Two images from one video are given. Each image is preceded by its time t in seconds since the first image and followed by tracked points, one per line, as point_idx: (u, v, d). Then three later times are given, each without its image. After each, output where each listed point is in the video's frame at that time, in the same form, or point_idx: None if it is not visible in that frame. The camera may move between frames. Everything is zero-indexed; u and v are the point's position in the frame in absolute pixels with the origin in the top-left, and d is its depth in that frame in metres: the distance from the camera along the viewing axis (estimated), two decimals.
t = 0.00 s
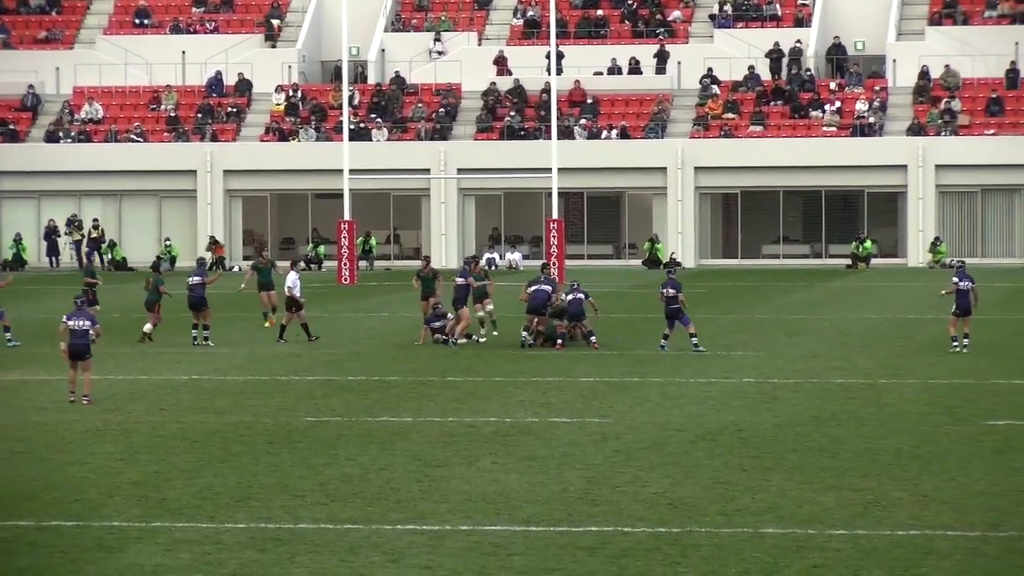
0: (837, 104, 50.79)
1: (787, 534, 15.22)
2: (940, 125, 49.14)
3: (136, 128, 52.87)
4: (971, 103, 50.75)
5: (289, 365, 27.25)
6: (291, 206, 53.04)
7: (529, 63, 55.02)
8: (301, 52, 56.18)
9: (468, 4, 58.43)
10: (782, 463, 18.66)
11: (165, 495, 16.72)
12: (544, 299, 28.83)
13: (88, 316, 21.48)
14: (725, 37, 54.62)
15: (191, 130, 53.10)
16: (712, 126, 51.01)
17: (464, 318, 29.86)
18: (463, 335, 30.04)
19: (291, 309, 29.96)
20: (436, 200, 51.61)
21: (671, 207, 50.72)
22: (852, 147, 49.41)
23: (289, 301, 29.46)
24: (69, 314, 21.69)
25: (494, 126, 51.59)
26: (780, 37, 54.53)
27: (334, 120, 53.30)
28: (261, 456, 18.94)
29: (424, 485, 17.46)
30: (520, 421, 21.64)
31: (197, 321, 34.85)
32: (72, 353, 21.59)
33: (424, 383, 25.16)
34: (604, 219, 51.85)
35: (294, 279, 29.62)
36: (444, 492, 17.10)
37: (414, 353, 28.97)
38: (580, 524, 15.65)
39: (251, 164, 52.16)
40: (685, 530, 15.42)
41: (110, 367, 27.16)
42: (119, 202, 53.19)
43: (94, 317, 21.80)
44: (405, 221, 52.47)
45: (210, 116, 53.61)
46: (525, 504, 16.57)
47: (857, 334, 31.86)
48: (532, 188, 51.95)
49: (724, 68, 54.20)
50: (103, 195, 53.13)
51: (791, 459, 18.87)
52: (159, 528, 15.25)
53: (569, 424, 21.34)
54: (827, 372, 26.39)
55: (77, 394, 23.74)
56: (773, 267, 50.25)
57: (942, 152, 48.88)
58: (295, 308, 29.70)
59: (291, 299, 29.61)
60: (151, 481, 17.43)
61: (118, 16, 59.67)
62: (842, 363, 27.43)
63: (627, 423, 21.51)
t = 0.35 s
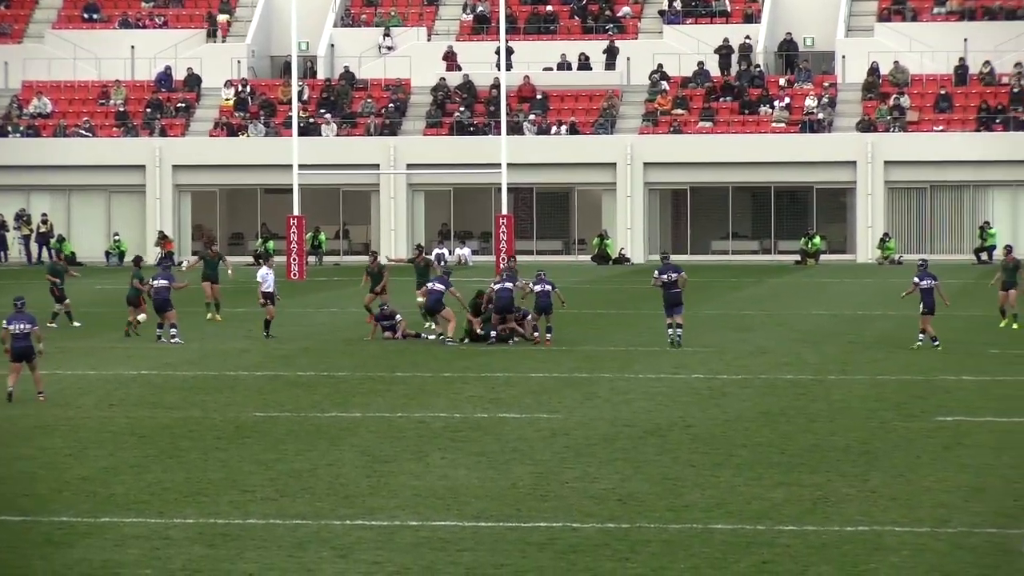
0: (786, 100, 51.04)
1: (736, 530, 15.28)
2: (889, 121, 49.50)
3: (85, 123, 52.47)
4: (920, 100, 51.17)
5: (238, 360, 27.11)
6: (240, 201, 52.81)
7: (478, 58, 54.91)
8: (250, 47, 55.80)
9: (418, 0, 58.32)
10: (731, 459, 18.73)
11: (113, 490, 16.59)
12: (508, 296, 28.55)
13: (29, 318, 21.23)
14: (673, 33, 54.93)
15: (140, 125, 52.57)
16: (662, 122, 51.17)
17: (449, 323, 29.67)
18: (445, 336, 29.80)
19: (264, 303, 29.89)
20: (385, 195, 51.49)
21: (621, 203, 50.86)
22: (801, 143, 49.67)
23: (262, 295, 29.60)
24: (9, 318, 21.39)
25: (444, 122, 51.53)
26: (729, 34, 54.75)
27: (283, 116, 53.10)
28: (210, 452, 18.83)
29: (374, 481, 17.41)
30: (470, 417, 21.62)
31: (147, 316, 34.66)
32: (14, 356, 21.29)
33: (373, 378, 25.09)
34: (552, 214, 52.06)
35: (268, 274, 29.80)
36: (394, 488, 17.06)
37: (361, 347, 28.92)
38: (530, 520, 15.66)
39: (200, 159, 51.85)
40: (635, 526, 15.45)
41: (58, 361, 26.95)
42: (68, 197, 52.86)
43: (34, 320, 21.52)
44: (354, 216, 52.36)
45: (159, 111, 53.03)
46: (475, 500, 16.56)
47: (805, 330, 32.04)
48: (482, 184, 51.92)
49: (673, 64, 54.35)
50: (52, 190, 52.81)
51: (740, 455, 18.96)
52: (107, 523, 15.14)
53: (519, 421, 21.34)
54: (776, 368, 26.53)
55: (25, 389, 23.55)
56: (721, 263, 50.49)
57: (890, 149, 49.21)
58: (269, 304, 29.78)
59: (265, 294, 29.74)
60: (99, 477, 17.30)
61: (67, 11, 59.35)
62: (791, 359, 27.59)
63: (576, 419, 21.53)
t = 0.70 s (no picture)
0: (746, 102, 51.21)
1: (698, 530, 15.30)
2: (849, 122, 49.77)
3: (46, 124, 52.18)
4: (881, 101, 51.44)
5: (199, 361, 26.97)
6: (201, 202, 52.48)
7: (438, 59, 54.80)
8: (211, 48, 55.64)
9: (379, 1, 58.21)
10: (693, 460, 18.76)
11: (74, 492, 16.47)
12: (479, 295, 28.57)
13: None
14: (635, 35, 54.91)
15: (101, 126, 52.54)
16: (623, 123, 51.23)
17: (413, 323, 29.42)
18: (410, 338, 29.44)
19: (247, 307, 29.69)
20: (347, 196, 51.36)
21: (582, 204, 50.91)
22: (762, 144, 49.83)
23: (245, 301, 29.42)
24: None
25: (405, 123, 51.44)
26: (690, 35, 54.89)
27: (244, 117, 52.93)
28: (171, 453, 18.73)
29: (335, 482, 17.35)
30: (431, 418, 21.59)
31: (108, 317, 34.49)
32: None
33: (335, 380, 25.03)
34: (514, 216, 52.01)
35: (249, 277, 29.63)
36: (355, 489, 17.00)
37: (322, 349, 28.81)
38: (492, 521, 15.62)
39: (162, 161, 51.59)
40: (597, 527, 15.44)
41: (18, 363, 26.79)
42: (29, 199, 52.54)
43: None
44: (315, 218, 52.20)
45: (120, 112, 52.96)
46: (437, 501, 16.52)
47: (766, 331, 32.15)
48: (444, 185, 51.85)
49: (633, 65, 54.33)
50: (13, 191, 52.50)
51: (701, 456, 18.99)
52: (68, 524, 15.03)
53: (480, 422, 21.31)
54: (738, 369, 26.60)
55: None
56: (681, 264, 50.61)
57: (851, 150, 49.41)
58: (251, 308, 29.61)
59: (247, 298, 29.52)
60: (60, 478, 17.18)
61: (27, 12, 59.09)
62: (752, 360, 27.68)
63: (538, 420, 21.52)
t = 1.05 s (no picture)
0: (731, 103, 51.28)
1: (683, 532, 15.31)
2: (834, 124, 49.81)
3: (30, 125, 52.17)
4: (866, 102, 51.55)
5: (184, 363, 26.92)
6: (185, 204, 52.41)
7: (423, 61, 54.84)
8: (195, 50, 55.60)
9: (363, 3, 58.12)
10: (679, 462, 18.78)
11: (60, 493, 16.44)
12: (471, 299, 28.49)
13: None
14: (619, 37, 54.97)
15: (85, 128, 52.42)
16: (608, 124, 51.30)
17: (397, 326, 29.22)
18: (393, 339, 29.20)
19: (248, 309, 29.64)
20: (331, 198, 51.32)
21: (567, 206, 50.95)
22: (747, 146, 49.91)
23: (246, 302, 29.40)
24: None
25: (390, 124, 51.42)
26: (674, 36, 54.92)
27: (229, 119, 52.84)
28: (156, 455, 18.70)
29: (320, 484, 17.34)
30: (416, 420, 21.59)
31: (93, 318, 34.43)
32: None
33: (320, 381, 25.00)
34: (499, 217, 52.02)
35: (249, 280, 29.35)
36: (340, 491, 16.98)
37: (308, 351, 28.79)
38: (477, 522, 15.64)
39: (146, 162, 51.51)
40: (582, 528, 15.45)
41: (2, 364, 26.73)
42: (14, 200, 52.41)
43: None
44: (300, 220, 52.17)
45: (105, 114, 52.91)
46: (422, 503, 16.51)
47: (751, 333, 32.17)
48: (429, 187, 51.81)
49: (619, 66, 54.35)
50: None
51: (687, 457, 19.01)
52: (52, 526, 15.01)
53: (465, 423, 21.30)
54: (724, 370, 26.64)
55: None
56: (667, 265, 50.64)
57: (836, 151, 49.50)
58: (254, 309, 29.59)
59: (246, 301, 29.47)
60: (46, 480, 17.14)
61: (12, 13, 58.98)
62: (737, 361, 27.72)
63: (523, 421, 21.53)
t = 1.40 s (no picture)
0: (711, 106, 51.35)
1: (662, 534, 15.35)
2: (814, 126, 49.90)
3: (8, 128, 52.14)
4: (845, 105, 51.70)
5: (163, 366, 26.86)
6: (165, 206, 52.31)
7: (402, 63, 54.85)
8: (175, 52, 55.50)
9: (342, 5, 58.01)
10: (658, 464, 18.82)
11: (38, 496, 16.40)
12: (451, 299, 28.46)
13: None
14: (599, 39, 55.06)
15: (64, 130, 52.23)
16: (587, 127, 51.36)
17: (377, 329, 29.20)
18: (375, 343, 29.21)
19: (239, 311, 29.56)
20: (311, 201, 51.27)
21: (547, 208, 51.01)
22: (727, 148, 50.02)
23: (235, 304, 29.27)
24: None
25: (369, 127, 51.36)
26: (654, 39, 54.96)
27: (209, 120, 52.71)
28: (135, 457, 18.66)
29: (299, 486, 17.32)
30: (395, 422, 21.59)
31: (72, 320, 34.36)
32: None
33: (300, 384, 24.98)
34: (478, 220, 52.04)
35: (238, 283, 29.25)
36: (319, 493, 16.98)
37: (287, 353, 28.77)
38: (456, 525, 15.65)
39: (126, 165, 51.39)
40: (561, 531, 15.47)
41: None
42: None
43: None
44: (280, 222, 52.12)
45: (84, 116, 52.68)
46: (401, 505, 16.51)
47: (730, 335, 32.24)
48: (408, 189, 51.79)
49: (598, 70, 54.52)
50: None
51: (666, 460, 19.05)
52: (32, 529, 14.98)
53: (444, 426, 21.31)
54: (703, 373, 26.71)
55: None
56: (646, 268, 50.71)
57: (815, 154, 49.64)
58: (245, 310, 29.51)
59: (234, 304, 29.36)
60: (25, 482, 17.10)
61: None
62: (716, 363, 27.78)
63: (502, 424, 21.54)
